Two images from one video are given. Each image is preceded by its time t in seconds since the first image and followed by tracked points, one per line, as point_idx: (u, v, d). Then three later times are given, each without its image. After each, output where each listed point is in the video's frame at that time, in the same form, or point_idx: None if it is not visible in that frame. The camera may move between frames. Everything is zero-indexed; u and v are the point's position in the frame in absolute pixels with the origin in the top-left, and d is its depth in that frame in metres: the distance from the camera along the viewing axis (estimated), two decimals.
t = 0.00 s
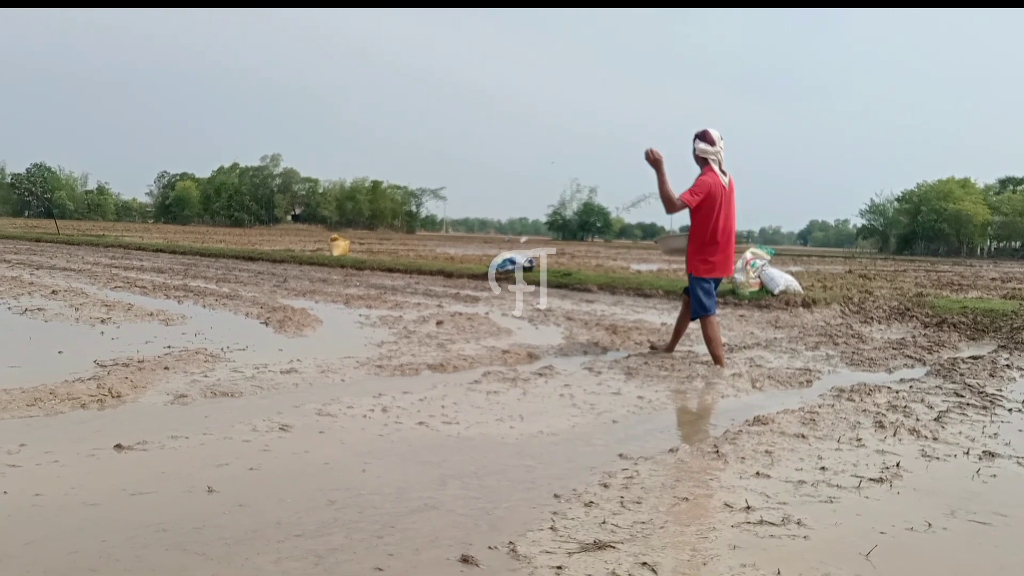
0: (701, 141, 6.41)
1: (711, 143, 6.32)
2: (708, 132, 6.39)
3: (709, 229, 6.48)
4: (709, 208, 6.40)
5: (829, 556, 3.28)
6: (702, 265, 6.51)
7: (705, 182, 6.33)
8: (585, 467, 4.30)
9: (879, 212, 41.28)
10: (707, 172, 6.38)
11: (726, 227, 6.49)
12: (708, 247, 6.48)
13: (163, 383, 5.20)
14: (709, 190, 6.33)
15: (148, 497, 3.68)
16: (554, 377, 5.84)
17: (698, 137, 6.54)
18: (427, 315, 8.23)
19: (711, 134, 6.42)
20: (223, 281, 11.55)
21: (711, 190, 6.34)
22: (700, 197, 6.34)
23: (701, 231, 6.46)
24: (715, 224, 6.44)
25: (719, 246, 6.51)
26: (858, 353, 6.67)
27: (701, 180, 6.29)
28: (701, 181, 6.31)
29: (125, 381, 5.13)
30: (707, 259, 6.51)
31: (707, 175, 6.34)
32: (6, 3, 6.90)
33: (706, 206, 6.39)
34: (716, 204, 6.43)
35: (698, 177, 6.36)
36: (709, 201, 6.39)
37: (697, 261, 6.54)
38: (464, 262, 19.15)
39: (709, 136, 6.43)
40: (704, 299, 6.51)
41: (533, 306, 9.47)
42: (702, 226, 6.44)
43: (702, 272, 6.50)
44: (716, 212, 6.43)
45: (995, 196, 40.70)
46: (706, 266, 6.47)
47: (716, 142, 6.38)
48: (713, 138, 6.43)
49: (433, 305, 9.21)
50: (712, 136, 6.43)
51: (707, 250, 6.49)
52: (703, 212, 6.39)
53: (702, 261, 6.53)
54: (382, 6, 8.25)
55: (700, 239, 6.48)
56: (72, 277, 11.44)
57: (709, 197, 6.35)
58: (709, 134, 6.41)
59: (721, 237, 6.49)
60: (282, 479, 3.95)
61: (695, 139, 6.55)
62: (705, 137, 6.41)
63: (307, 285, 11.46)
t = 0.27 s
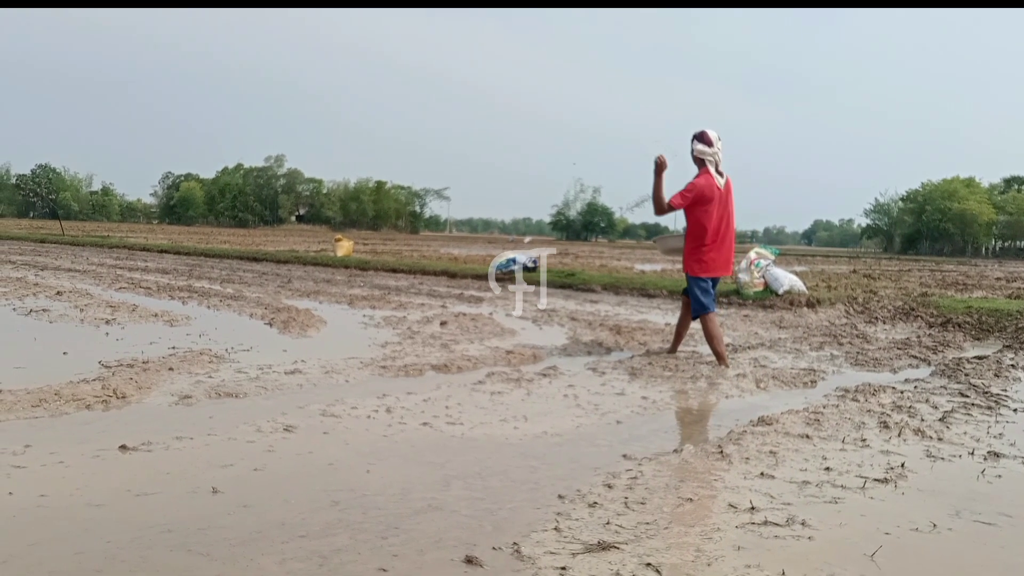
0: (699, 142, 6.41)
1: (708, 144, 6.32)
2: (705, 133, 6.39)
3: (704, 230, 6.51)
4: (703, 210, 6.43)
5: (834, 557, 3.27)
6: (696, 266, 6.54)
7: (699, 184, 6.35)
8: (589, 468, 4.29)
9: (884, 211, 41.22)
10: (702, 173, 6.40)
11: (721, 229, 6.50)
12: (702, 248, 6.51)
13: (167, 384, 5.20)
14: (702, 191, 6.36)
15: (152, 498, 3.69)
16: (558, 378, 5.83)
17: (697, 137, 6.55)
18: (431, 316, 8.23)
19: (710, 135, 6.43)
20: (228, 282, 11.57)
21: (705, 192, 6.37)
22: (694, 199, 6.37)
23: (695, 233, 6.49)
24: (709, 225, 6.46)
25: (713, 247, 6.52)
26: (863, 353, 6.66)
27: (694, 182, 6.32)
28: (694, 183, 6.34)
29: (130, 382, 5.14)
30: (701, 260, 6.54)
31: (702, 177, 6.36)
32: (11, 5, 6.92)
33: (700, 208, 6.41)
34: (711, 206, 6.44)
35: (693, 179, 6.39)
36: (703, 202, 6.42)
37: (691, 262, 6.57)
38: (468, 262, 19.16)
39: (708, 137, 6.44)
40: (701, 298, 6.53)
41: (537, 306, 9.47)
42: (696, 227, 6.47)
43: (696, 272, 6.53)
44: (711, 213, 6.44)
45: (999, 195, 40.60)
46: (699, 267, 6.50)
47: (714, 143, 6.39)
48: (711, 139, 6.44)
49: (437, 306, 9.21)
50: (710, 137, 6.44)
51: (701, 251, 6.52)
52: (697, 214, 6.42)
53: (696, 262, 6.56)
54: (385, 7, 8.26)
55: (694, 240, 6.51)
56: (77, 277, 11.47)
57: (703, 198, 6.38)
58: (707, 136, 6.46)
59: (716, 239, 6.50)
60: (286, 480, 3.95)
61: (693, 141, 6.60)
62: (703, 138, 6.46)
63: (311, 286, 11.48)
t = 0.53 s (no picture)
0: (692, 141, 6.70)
1: (698, 141, 6.61)
2: (697, 133, 6.72)
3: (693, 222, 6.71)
4: (689, 204, 6.70)
5: (841, 555, 3.26)
6: (686, 258, 6.68)
7: (684, 178, 6.69)
8: (596, 466, 4.29)
9: (891, 210, 41.08)
10: (690, 169, 6.70)
11: (708, 221, 6.68)
12: (691, 240, 6.68)
13: (174, 382, 5.21)
14: (687, 185, 6.66)
15: (160, 495, 3.70)
16: (565, 376, 5.83)
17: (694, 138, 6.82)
18: (437, 314, 8.23)
19: (705, 135, 6.69)
20: (234, 281, 11.60)
21: (691, 185, 6.65)
22: (679, 193, 6.70)
23: (682, 226, 6.71)
24: (695, 217, 6.67)
25: (702, 239, 6.67)
26: (870, 351, 6.63)
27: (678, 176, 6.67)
28: (679, 177, 6.68)
29: (138, 380, 5.15)
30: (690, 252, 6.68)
31: (688, 172, 6.68)
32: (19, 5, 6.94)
33: (686, 202, 6.70)
34: (697, 199, 6.69)
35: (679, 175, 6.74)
36: (689, 195, 6.69)
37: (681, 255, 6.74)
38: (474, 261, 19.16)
39: (703, 137, 6.70)
40: (698, 291, 6.65)
41: (543, 305, 9.46)
42: (683, 220, 6.71)
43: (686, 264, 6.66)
44: (697, 206, 6.67)
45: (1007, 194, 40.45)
46: (689, 258, 6.64)
47: (708, 142, 6.64)
48: (706, 138, 6.70)
49: (444, 304, 9.22)
50: (706, 137, 6.69)
51: (690, 243, 6.69)
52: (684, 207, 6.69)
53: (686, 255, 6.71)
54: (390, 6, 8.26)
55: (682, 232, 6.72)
56: (85, 276, 11.51)
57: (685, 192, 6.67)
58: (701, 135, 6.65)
59: (704, 231, 6.67)
60: (293, 478, 3.96)
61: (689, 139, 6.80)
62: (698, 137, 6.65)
63: (318, 285, 11.49)
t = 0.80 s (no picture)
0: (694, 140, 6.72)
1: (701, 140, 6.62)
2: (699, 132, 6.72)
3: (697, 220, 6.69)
4: (693, 201, 6.66)
5: (850, 554, 3.25)
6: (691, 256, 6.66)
7: (687, 176, 6.65)
8: (604, 464, 4.29)
9: (902, 207, 40.86)
10: (693, 167, 6.68)
11: (713, 219, 6.67)
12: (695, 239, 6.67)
13: (184, 379, 5.24)
14: (691, 183, 6.63)
15: (169, 491, 3.72)
16: (573, 374, 5.83)
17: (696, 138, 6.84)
18: (445, 312, 8.24)
19: (707, 134, 6.71)
20: (243, 278, 11.61)
21: (695, 183, 6.63)
22: (684, 191, 6.66)
23: (686, 223, 6.69)
24: (700, 215, 6.65)
25: (707, 237, 6.68)
26: (880, 350, 6.60)
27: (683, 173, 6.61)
28: (684, 175, 6.64)
29: (147, 376, 5.18)
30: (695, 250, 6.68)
31: (690, 169, 6.66)
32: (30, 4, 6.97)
33: (690, 199, 6.66)
34: (701, 197, 6.67)
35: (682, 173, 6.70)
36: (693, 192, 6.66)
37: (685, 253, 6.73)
38: (482, 259, 19.16)
39: (705, 136, 6.72)
40: (702, 288, 6.65)
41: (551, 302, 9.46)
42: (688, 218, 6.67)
43: (691, 262, 6.64)
44: (701, 204, 6.66)
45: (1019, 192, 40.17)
46: (694, 255, 6.63)
47: (710, 141, 6.66)
48: (709, 137, 6.72)
49: (452, 302, 9.23)
50: (708, 136, 6.71)
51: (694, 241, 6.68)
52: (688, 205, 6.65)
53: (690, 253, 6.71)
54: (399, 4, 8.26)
55: (687, 230, 6.69)
56: (95, 273, 11.56)
57: (690, 190, 6.64)
58: (703, 133, 6.64)
59: (709, 229, 6.67)
60: (301, 475, 3.97)
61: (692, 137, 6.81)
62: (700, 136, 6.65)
63: (327, 282, 11.51)
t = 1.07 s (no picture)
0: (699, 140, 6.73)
1: (707, 140, 6.63)
2: (704, 131, 6.72)
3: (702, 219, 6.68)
4: (699, 200, 6.65)
5: (859, 556, 3.24)
6: (695, 255, 6.66)
7: (693, 175, 6.64)
8: (611, 465, 4.28)
9: (910, 207, 40.72)
10: (698, 166, 6.68)
11: (718, 218, 6.68)
12: (700, 238, 6.66)
13: (193, 379, 5.25)
14: (698, 181, 6.61)
15: (178, 491, 3.73)
16: (580, 374, 5.82)
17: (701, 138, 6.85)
18: (452, 312, 8.25)
19: (713, 135, 6.72)
20: (251, 278, 11.64)
21: (701, 182, 6.62)
22: (689, 189, 6.65)
23: (692, 222, 6.67)
24: (705, 214, 6.65)
25: (711, 237, 6.69)
26: (889, 350, 6.58)
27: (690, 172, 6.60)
28: (690, 174, 6.62)
29: (156, 377, 5.19)
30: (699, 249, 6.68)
31: (697, 168, 6.65)
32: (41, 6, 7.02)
33: (695, 198, 6.65)
34: (707, 196, 6.66)
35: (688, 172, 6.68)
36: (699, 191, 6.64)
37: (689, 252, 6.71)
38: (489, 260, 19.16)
39: (710, 137, 6.73)
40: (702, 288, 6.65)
41: (558, 303, 9.46)
42: (693, 216, 6.66)
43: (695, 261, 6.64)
44: (707, 203, 6.65)
45: None
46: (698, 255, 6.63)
47: (715, 141, 6.68)
48: (714, 138, 6.73)
49: (460, 302, 9.23)
50: (713, 136, 6.73)
51: (698, 240, 6.68)
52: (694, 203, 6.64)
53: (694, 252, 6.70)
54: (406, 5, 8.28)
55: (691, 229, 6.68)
56: (104, 274, 11.60)
57: (697, 189, 6.62)
58: (708, 134, 6.64)
59: (713, 228, 6.68)
60: (309, 476, 3.98)
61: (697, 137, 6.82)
62: (705, 137, 6.66)
63: (334, 282, 11.53)
